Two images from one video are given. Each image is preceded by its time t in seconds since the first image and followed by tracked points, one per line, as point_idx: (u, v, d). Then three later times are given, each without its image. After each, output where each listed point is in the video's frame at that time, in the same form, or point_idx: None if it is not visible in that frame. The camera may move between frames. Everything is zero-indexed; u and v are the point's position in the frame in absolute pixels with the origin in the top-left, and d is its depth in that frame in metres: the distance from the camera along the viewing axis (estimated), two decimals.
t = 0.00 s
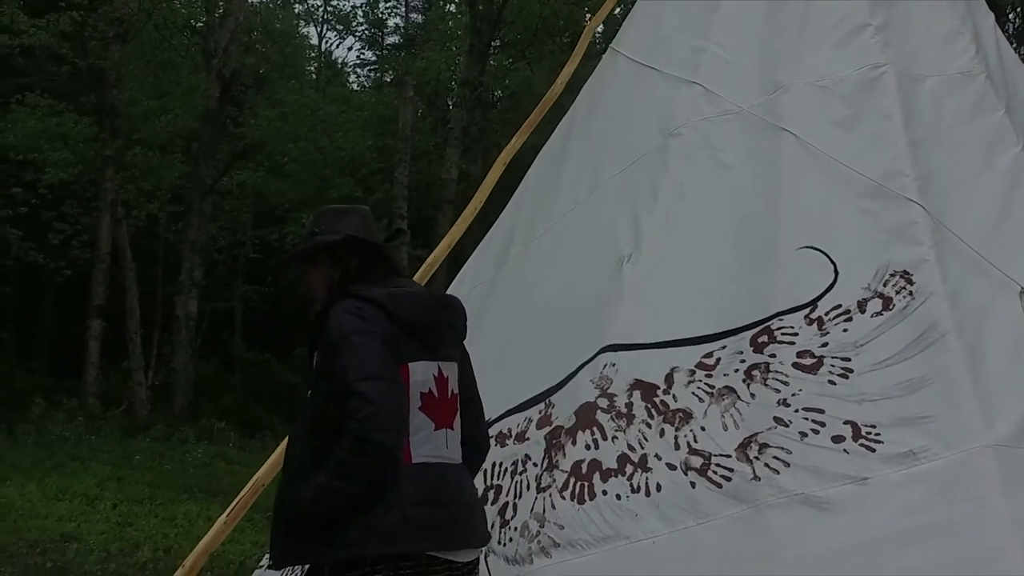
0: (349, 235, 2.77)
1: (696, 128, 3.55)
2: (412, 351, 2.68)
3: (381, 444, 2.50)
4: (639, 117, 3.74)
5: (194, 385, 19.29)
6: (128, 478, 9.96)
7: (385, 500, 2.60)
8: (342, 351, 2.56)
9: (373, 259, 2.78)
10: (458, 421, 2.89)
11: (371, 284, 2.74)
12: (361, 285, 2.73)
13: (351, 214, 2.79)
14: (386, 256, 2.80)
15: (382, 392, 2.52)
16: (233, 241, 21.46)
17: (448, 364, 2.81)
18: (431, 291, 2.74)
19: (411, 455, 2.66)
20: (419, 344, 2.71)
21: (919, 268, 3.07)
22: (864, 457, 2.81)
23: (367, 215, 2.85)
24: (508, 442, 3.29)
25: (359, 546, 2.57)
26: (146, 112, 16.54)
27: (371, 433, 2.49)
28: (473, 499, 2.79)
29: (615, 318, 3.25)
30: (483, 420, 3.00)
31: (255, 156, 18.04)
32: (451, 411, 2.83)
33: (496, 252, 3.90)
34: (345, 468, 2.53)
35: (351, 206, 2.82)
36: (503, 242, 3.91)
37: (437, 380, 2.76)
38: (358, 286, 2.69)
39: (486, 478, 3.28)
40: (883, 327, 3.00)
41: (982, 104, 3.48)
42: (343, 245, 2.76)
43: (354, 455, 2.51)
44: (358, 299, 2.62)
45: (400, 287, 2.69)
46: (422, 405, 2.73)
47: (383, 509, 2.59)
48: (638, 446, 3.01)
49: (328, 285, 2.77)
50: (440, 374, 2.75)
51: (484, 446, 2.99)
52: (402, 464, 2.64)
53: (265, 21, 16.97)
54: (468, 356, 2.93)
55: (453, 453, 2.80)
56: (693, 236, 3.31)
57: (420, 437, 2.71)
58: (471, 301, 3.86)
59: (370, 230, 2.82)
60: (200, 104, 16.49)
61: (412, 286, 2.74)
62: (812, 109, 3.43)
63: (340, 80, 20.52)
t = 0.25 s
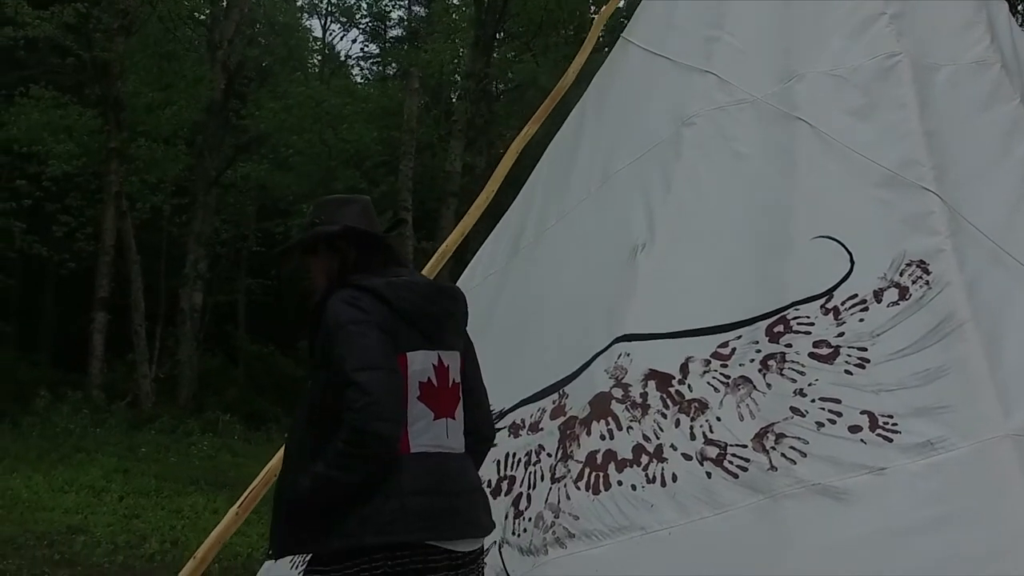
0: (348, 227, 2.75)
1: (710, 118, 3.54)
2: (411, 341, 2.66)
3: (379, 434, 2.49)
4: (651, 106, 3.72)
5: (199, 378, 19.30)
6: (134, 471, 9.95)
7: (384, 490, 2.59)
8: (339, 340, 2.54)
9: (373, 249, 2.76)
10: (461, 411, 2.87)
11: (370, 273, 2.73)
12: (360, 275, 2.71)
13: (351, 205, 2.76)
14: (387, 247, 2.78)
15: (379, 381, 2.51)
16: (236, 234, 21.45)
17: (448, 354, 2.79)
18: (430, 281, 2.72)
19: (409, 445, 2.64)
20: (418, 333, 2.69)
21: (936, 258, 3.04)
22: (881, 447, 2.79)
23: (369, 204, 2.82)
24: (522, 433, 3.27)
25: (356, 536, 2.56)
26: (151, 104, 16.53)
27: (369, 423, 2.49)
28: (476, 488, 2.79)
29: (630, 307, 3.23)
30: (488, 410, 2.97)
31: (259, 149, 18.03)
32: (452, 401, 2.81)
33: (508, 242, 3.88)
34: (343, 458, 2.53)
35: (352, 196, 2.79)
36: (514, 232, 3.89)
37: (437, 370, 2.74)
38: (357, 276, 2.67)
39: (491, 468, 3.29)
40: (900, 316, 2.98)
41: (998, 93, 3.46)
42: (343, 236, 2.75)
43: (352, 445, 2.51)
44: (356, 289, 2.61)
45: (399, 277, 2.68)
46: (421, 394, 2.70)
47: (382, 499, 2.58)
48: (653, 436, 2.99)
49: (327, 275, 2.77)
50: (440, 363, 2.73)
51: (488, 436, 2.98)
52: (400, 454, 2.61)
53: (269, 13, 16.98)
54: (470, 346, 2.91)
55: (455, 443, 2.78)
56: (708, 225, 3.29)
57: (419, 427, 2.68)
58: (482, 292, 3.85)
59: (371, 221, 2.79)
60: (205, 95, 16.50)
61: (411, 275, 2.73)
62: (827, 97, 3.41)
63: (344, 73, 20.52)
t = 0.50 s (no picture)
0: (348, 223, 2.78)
1: (719, 109, 3.53)
2: (407, 335, 2.69)
3: (373, 428, 2.52)
4: (660, 97, 3.71)
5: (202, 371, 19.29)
6: (138, 464, 9.94)
7: (378, 484, 2.62)
8: (335, 334, 2.56)
9: (371, 244, 2.80)
10: (459, 404, 2.90)
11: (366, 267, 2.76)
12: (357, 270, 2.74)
13: (353, 200, 2.78)
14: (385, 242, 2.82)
15: (372, 375, 2.53)
16: (238, 227, 21.44)
17: (445, 348, 2.81)
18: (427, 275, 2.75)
19: (404, 439, 2.66)
20: (414, 328, 2.71)
21: (948, 250, 3.03)
22: (894, 440, 2.78)
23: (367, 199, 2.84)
24: (532, 426, 3.26)
25: (349, 530, 2.60)
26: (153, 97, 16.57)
27: (362, 417, 2.51)
28: (473, 480, 2.82)
29: (641, 300, 3.21)
30: (487, 403, 2.99)
31: (262, 142, 18.01)
32: (450, 395, 2.83)
33: (516, 234, 3.88)
34: (338, 454, 2.55)
35: (352, 191, 2.80)
36: (522, 224, 3.88)
37: (434, 363, 2.77)
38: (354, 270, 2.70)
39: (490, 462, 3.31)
40: (911, 309, 2.97)
41: (1008, 86, 3.44)
42: (341, 230, 2.79)
43: (346, 440, 2.53)
44: (351, 283, 2.64)
45: (395, 272, 2.71)
46: (415, 387, 2.71)
47: (377, 494, 2.61)
48: (664, 428, 2.98)
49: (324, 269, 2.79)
50: (436, 357, 2.76)
51: (490, 429, 2.97)
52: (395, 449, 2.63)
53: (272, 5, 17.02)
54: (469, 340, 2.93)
55: (453, 437, 2.80)
56: (716, 216, 3.29)
57: (415, 421, 2.70)
58: (490, 284, 3.83)
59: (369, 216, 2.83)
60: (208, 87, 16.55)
61: (408, 270, 2.75)
62: (838, 89, 3.39)
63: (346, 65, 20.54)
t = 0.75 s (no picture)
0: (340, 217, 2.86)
1: (729, 100, 3.51)
2: (399, 331, 2.79)
3: (362, 424, 2.61)
4: (669, 89, 3.69)
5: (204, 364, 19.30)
6: (142, 456, 9.95)
7: (372, 479, 2.72)
8: (326, 330, 2.65)
9: (364, 239, 2.88)
10: (455, 398, 3.00)
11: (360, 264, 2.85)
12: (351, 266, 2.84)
13: (343, 195, 2.86)
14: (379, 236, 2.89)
15: (362, 371, 2.62)
16: (241, 220, 21.46)
17: (439, 343, 2.91)
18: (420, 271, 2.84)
19: (398, 435, 2.76)
20: (407, 324, 2.81)
21: (960, 242, 3.01)
22: (907, 433, 2.76)
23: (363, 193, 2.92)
24: (541, 419, 3.25)
25: (343, 524, 2.70)
26: (156, 89, 16.59)
27: (353, 412, 2.61)
28: (467, 474, 2.92)
29: (649, 293, 3.20)
30: (482, 396, 3.07)
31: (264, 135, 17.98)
32: (445, 389, 2.93)
33: (524, 226, 3.87)
34: (330, 451, 2.64)
35: (344, 185, 2.89)
36: (530, 216, 3.87)
37: (427, 359, 2.87)
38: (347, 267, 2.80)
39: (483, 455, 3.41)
40: (923, 301, 2.95)
41: (1020, 75, 3.38)
42: (334, 228, 2.87)
43: (337, 436, 2.62)
44: (344, 280, 2.73)
45: (388, 269, 2.80)
46: (409, 382, 2.81)
47: (370, 489, 2.71)
48: (675, 421, 2.97)
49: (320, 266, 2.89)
50: (430, 353, 2.86)
51: (486, 422, 3.04)
52: (388, 444, 2.74)
53: None
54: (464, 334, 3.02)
55: (447, 431, 2.90)
56: (725, 209, 3.28)
57: (409, 416, 2.80)
58: (498, 277, 3.83)
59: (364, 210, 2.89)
60: (211, 79, 16.57)
61: (401, 266, 2.85)
62: (848, 81, 3.38)
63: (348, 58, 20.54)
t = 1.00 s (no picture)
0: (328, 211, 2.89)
1: (739, 92, 3.49)
2: (391, 328, 2.83)
3: (353, 422, 2.66)
4: (678, 81, 3.67)
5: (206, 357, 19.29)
6: (146, 449, 9.94)
7: (364, 476, 2.78)
8: (317, 327, 2.70)
9: (353, 238, 2.90)
10: (450, 393, 3.04)
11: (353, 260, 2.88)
12: (343, 264, 2.86)
13: (337, 189, 2.89)
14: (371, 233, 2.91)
15: (352, 369, 2.66)
16: (243, 212, 21.46)
17: (433, 339, 2.95)
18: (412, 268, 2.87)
19: (390, 431, 2.82)
20: (400, 321, 2.85)
21: (972, 235, 3.00)
22: (919, 426, 2.75)
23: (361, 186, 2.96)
24: (551, 412, 3.23)
25: (337, 520, 2.77)
26: (160, 81, 16.60)
27: (344, 410, 2.65)
28: (463, 469, 2.97)
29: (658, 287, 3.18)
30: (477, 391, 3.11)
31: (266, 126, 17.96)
32: (438, 385, 2.97)
33: (531, 219, 3.85)
34: (322, 447, 2.69)
35: (346, 179, 2.94)
36: (538, 209, 3.86)
37: (420, 355, 2.91)
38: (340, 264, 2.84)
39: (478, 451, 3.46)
40: (936, 294, 2.94)
41: None
42: (326, 225, 2.89)
43: (329, 434, 2.67)
44: (336, 278, 2.77)
45: (380, 266, 2.84)
46: (402, 379, 2.86)
47: (361, 485, 2.77)
48: (687, 414, 2.95)
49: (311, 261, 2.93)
50: (422, 349, 2.90)
51: (484, 417, 3.09)
52: (380, 441, 2.80)
53: None
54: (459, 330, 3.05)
55: (441, 426, 2.95)
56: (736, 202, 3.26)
57: (401, 412, 2.85)
58: (507, 270, 3.81)
59: (355, 207, 2.91)
60: (214, 72, 16.57)
61: (394, 263, 2.88)
62: (860, 72, 3.36)
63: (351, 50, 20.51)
